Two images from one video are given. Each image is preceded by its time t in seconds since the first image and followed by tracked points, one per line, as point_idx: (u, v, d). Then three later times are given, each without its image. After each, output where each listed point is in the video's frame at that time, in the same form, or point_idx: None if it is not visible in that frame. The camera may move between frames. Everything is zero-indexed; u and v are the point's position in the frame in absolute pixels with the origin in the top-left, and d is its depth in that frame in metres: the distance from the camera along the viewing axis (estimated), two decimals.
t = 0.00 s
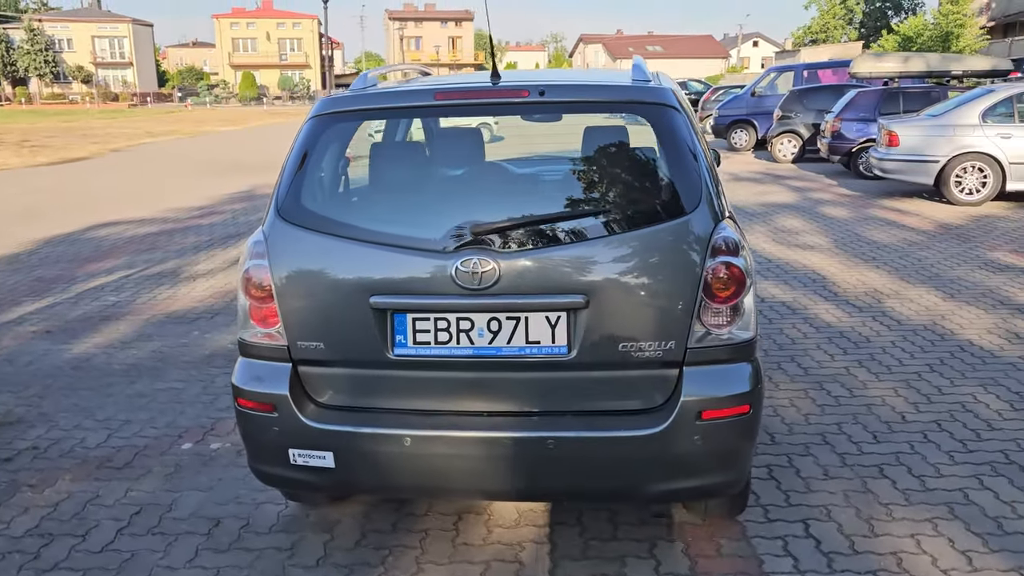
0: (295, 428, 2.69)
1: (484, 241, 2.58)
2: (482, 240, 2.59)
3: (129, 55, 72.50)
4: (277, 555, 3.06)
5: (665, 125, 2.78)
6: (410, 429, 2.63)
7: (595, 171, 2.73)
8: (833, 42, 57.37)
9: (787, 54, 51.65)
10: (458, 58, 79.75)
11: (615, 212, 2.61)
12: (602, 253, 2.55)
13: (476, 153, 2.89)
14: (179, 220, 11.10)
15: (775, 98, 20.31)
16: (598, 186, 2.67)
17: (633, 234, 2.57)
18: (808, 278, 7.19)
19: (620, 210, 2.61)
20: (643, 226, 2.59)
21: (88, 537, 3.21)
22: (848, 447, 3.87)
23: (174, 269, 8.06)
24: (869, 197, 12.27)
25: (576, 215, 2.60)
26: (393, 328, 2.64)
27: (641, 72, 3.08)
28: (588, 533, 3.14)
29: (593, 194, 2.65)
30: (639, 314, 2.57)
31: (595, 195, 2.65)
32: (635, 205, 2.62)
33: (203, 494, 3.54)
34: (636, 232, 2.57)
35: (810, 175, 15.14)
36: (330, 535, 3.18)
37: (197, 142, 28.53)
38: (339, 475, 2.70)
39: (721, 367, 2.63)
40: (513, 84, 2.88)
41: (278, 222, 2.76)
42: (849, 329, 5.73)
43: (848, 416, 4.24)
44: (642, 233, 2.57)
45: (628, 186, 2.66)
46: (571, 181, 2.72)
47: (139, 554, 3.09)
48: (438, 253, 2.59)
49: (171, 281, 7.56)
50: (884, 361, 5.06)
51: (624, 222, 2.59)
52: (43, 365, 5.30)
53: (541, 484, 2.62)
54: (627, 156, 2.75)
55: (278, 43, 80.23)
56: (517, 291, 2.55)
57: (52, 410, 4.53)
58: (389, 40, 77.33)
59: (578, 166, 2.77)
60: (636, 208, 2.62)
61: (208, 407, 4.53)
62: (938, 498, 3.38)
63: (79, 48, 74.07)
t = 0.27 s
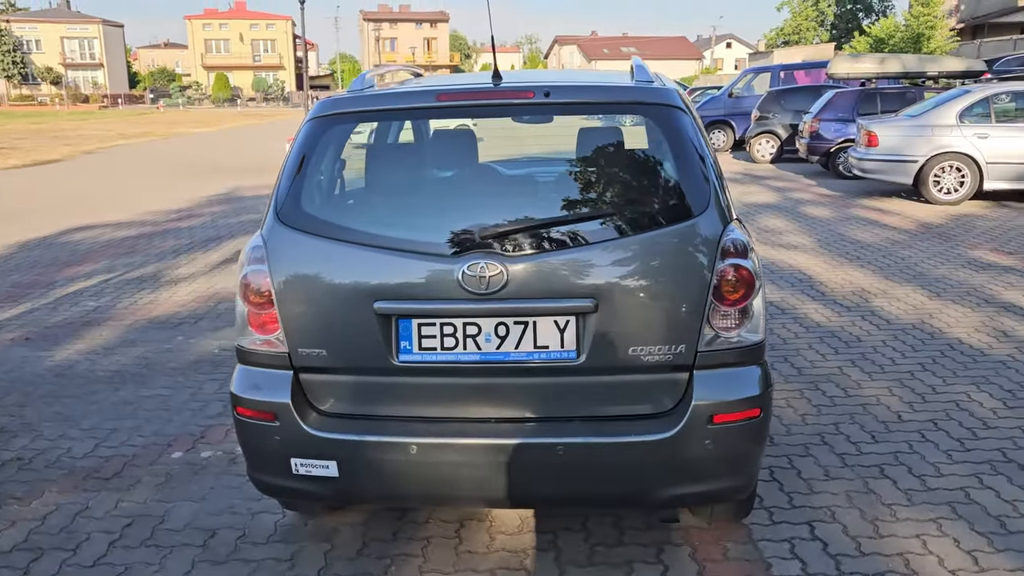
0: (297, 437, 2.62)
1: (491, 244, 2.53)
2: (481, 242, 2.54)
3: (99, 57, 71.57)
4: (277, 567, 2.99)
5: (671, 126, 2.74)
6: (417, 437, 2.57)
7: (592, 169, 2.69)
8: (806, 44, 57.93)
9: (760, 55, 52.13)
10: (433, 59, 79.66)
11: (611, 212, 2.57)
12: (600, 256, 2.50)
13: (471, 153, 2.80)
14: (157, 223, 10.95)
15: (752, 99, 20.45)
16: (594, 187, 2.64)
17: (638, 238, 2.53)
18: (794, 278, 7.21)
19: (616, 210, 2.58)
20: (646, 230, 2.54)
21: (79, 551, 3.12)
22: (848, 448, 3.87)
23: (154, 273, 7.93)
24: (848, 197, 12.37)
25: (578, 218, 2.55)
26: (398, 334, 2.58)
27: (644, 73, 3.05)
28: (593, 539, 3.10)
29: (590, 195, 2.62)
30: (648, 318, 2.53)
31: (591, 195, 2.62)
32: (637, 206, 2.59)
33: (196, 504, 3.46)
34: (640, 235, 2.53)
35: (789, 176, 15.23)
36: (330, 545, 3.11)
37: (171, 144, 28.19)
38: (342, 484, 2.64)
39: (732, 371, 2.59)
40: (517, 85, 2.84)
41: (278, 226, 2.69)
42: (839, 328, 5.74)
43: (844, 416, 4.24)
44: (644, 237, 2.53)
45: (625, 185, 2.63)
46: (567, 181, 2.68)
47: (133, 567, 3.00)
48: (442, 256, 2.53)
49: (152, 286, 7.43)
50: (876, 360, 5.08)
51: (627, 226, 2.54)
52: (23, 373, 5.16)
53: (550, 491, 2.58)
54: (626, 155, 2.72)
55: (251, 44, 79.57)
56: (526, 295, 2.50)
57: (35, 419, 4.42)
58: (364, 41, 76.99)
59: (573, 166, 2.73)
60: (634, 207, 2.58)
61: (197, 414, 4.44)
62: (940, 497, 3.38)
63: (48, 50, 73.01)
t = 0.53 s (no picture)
0: (302, 436, 2.63)
1: (495, 242, 2.55)
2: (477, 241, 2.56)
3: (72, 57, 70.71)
4: (279, 566, 2.99)
5: (671, 124, 2.77)
6: (422, 434, 2.58)
7: (587, 168, 2.72)
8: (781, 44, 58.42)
9: (736, 56, 52.49)
10: (411, 60, 79.52)
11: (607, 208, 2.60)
12: (594, 255, 2.52)
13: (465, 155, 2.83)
14: (139, 224, 10.85)
15: (731, 99, 20.63)
16: (589, 184, 2.67)
17: (633, 237, 2.55)
18: (779, 275, 7.29)
19: (611, 207, 2.61)
20: (643, 229, 2.57)
21: (78, 553, 3.10)
22: (840, 441, 3.93)
23: (139, 275, 7.87)
24: (828, 195, 12.50)
25: (572, 217, 2.58)
26: (403, 333, 2.59)
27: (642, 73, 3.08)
28: (594, 534, 3.12)
29: (585, 192, 2.64)
30: (651, 314, 2.55)
31: (586, 192, 2.64)
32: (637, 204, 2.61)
33: (194, 505, 3.45)
34: (638, 235, 2.55)
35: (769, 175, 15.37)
36: (332, 544, 3.12)
37: (148, 145, 27.92)
38: (347, 482, 2.65)
39: (733, 366, 2.63)
40: (518, 83, 2.86)
41: (280, 226, 2.69)
42: (826, 324, 5.81)
43: (835, 410, 4.30)
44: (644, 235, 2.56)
45: (620, 182, 2.66)
46: (562, 179, 2.70)
47: (134, 569, 2.99)
48: (446, 255, 2.55)
49: (137, 287, 7.38)
50: (863, 355, 5.15)
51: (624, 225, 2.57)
52: (9, 375, 5.11)
53: (556, 487, 2.60)
54: (621, 152, 2.75)
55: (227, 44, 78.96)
56: (530, 292, 2.52)
57: (25, 422, 4.37)
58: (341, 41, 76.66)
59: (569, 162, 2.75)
60: (628, 205, 2.61)
61: (190, 415, 4.42)
62: (932, 489, 3.44)
63: (19, 50, 72.04)
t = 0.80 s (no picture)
0: (308, 427, 2.67)
1: (497, 233, 2.61)
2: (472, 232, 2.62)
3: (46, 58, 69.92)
4: (282, 556, 3.03)
5: (666, 118, 2.85)
6: (425, 423, 2.63)
7: (578, 163, 2.77)
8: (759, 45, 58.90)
9: (715, 56, 52.90)
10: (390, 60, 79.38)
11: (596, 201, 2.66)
12: (586, 247, 2.59)
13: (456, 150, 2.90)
14: (122, 224, 10.80)
15: (711, 98, 20.81)
16: (581, 177, 2.73)
17: (622, 231, 2.62)
18: (762, 271, 7.40)
19: (602, 199, 2.67)
20: (636, 221, 2.64)
21: (81, 547, 3.13)
22: (826, 430, 4.03)
23: (125, 274, 7.86)
24: (808, 192, 12.67)
25: (563, 210, 2.63)
26: (406, 323, 2.64)
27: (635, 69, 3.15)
28: (591, 521, 3.19)
29: (577, 185, 2.70)
30: (650, 302, 2.62)
31: (579, 185, 2.70)
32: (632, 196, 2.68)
33: (194, 498, 3.48)
34: (628, 228, 2.62)
35: (750, 173, 15.54)
36: (333, 534, 3.17)
37: (126, 146, 27.70)
38: (352, 471, 2.69)
39: (728, 353, 2.70)
40: (515, 79, 2.93)
41: (284, 220, 2.74)
42: (810, 318, 5.93)
43: (821, 400, 4.40)
44: (638, 227, 2.63)
45: (611, 175, 2.72)
46: (555, 173, 2.76)
47: (138, 561, 3.02)
48: (449, 246, 2.60)
49: (124, 286, 7.37)
50: (846, 347, 5.27)
51: (618, 218, 2.63)
52: None
53: (557, 474, 2.66)
54: (613, 145, 2.81)
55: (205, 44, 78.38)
56: (531, 282, 2.58)
57: (19, 419, 4.38)
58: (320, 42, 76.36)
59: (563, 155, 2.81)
60: (621, 198, 2.67)
61: (186, 411, 4.45)
62: (917, 474, 3.54)
63: None
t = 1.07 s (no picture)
0: (313, 416, 2.74)
1: (496, 227, 2.69)
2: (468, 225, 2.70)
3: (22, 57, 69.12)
4: (286, 544, 3.09)
5: (659, 114, 2.94)
6: (428, 411, 2.71)
7: (570, 158, 2.86)
8: (739, 45, 59.31)
9: (695, 56, 53.22)
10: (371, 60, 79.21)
11: (588, 194, 2.75)
12: (581, 240, 2.68)
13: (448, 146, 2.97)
14: (107, 224, 10.76)
15: (692, 98, 21.00)
16: (573, 172, 2.81)
17: (611, 225, 2.70)
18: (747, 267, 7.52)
19: (595, 192, 2.75)
20: (631, 214, 2.73)
21: (85, 538, 3.17)
22: (812, 418, 4.14)
23: (113, 273, 7.86)
24: (790, 190, 12.83)
25: (555, 204, 2.71)
26: (408, 314, 2.71)
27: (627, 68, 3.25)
28: (586, 507, 3.27)
29: (569, 179, 2.78)
30: (645, 293, 2.71)
31: (571, 179, 2.79)
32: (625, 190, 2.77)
33: (196, 490, 3.53)
34: (619, 222, 2.70)
35: (732, 171, 15.70)
36: (335, 523, 3.23)
37: (106, 146, 27.47)
38: (356, 458, 2.77)
39: (719, 342, 2.80)
40: (512, 77, 3.01)
41: (289, 215, 2.80)
42: (794, 312, 6.06)
43: (806, 390, 4.52)
44: (631, 220, 2.71)
45: (603, 170, 2.81)
46: (548, 168, 2.84)
47: (143, 551, 3.08)
48: (450, 239, 2.68)
49: (113, 285, 7.38)
50: (829, 339, 5.40)
51: (610, 212, 2.72)
52: None
53: (555, 459, 2.75)
54: (606, 140, 2.90)
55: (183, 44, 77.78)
56: (530, 274, 2.66)
57: (15, 416, 4.40)
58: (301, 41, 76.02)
59: (555, 150, 2.90)
60: (614, 192, 2.76)
61: (182, 407, 4.49)
62: (900, 459, 3.66)
63: None
